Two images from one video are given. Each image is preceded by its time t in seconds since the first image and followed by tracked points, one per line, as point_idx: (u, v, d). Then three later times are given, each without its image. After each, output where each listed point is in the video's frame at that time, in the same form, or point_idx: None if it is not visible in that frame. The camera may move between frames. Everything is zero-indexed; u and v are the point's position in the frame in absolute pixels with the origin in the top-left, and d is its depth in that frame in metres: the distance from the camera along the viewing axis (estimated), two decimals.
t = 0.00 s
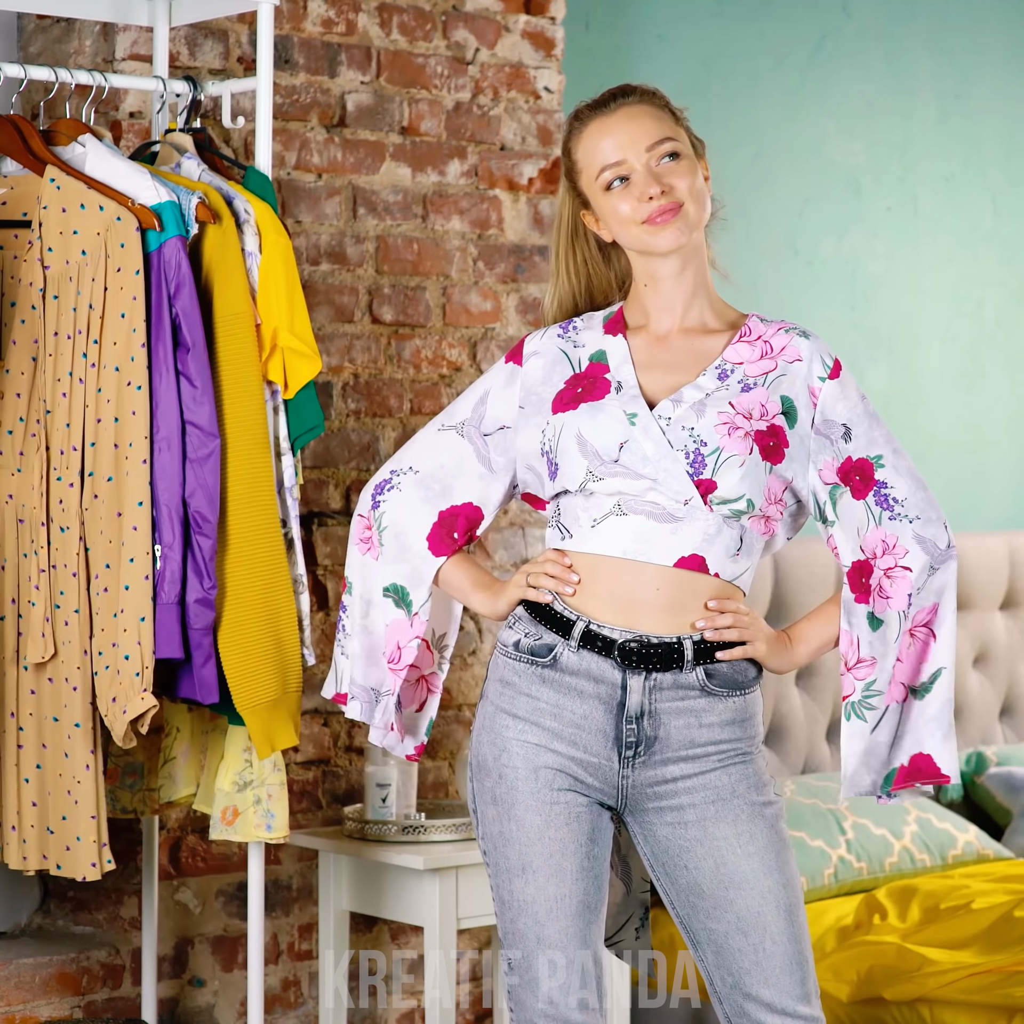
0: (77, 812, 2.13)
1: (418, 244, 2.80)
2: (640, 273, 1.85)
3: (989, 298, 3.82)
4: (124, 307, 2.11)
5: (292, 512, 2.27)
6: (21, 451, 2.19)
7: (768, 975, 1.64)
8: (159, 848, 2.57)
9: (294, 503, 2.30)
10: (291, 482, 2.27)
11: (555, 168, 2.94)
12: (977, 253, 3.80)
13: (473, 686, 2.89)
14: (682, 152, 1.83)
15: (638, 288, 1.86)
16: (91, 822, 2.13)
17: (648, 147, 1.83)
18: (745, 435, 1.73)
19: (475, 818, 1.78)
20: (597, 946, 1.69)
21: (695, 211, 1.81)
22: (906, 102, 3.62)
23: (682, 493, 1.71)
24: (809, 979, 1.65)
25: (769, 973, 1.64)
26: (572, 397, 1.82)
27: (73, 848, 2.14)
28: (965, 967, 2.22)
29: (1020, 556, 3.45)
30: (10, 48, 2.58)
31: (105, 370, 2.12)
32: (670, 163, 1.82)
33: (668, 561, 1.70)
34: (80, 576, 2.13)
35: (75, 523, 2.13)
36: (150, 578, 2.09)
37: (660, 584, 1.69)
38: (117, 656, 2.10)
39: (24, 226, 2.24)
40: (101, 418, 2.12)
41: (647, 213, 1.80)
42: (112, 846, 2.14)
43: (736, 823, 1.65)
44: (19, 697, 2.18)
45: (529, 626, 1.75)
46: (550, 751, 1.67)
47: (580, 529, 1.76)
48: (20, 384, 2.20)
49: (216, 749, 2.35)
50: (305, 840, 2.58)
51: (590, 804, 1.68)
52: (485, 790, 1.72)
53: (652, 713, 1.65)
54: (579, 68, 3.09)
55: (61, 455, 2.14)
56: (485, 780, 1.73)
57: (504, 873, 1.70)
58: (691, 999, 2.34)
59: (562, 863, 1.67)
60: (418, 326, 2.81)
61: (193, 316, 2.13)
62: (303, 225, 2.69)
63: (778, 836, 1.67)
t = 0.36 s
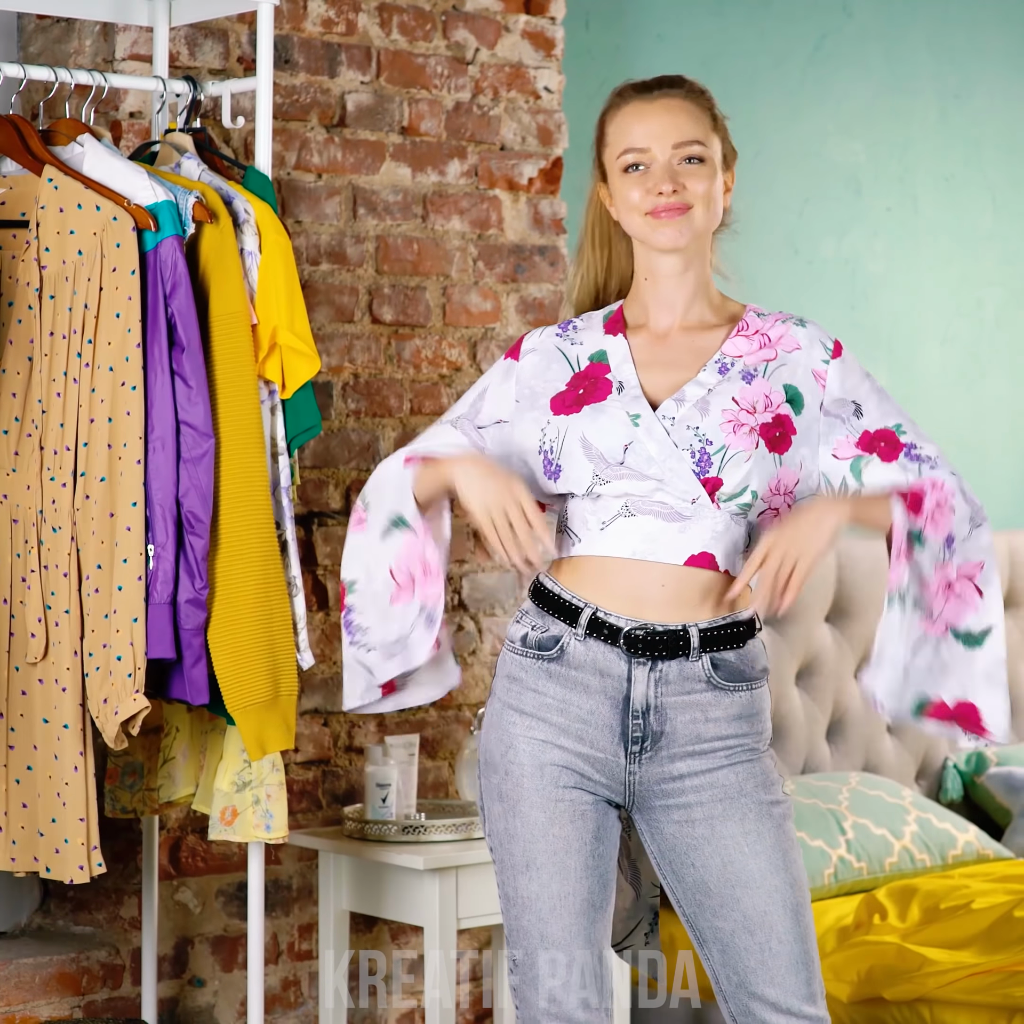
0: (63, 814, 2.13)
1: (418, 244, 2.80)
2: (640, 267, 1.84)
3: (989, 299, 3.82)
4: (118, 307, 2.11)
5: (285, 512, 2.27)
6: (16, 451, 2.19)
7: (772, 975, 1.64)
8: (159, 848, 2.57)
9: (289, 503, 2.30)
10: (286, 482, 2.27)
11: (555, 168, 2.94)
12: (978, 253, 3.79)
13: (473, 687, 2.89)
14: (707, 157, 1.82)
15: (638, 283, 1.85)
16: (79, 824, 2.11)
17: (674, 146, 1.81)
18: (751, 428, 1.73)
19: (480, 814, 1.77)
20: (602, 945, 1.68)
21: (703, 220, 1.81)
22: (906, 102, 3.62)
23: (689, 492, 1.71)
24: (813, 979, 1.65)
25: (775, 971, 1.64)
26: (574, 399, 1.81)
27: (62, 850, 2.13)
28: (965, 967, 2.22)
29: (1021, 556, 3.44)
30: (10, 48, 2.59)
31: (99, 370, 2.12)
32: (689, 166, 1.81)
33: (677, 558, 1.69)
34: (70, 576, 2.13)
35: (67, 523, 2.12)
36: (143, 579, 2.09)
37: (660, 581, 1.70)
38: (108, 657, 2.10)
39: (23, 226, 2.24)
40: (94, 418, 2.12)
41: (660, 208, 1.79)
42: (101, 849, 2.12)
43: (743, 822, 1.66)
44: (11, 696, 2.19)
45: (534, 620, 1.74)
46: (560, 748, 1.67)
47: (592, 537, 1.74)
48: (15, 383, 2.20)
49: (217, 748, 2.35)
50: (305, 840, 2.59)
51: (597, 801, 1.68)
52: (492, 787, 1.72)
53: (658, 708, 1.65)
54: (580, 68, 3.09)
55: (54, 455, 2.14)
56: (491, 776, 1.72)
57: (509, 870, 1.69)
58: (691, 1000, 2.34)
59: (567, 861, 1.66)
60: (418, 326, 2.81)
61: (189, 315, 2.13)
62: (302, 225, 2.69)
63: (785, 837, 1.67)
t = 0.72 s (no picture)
0: (68, 814, 2.13)
1: (418, 244, 2.80)
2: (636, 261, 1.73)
3: (989, 298, 3.82)
4: (121, 308, 2.11)
5: (286, 514, 2.27)
6: (19, 451, 2.19)
7: (790, 982, 1.56)
8: (159, 848, 2.57)
9: (289, 504, 2.30)
10: (286, 482, 2.27)
11: (555, 168, 2.95)
12: (977, 253, 3.80)
13: (473, 687, 2.89)
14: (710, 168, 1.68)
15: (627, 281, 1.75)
16: (85, 823, 2.11)
17: (678, 149, 1.66)
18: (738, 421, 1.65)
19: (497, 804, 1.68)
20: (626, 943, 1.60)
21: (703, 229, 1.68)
22: (906, 101, 3.62)
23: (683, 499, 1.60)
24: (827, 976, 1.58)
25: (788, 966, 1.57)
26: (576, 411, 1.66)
27: (66, 849, 2.13)
28: (973, 967, 2.22)
29: (1020, 556, 3.45)
30: (10, 48, 2.58)
31: (101, 370, 2.12)
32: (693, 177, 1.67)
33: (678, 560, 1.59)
34: (75, 576, 2.13)
35: (71, 522, 2.13)
36: (146, 578, 2.09)
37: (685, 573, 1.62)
38: (111, 656, 2.10)
39: (24, 226, 2.25)
40: (97, 418, 2.12)
41: (658, 215, 1.66)
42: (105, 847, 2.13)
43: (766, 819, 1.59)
44: (13, 696, 2.19)
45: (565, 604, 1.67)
46: (584, 736, 1.60)
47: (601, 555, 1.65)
48: (17, 384, 2.20)
49: (216, 748, 2.36)
50: (305, 840, 2.59)
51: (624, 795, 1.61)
52: (513, 783, 1.65)
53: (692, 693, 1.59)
54: (580, 68, 3.09)
55: (58, 455, 2.14)
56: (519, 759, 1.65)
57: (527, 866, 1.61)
58: (691, 1000, 2.33)
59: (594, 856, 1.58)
60: (418, 326, 2.81)
61: (191, 316, 2.13)
62: (303, 225, 2.69)
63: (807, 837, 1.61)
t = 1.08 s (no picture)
0: (67, 813, 2.13)
1: (418, 244, 2.80)
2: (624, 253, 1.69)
3: (989, 299, 3.82)
4: (121, 308, 2.11)
5: (286, 514, 2.27)
6: (19, 451, 2.19)
7: (792, 983, 1.57)
8: (159, 848, 2.57)
9: (289, 504, 2.30)
10: (286, 482, 2.27)
11: (555, 168, 2.95)
12: (978, 253, 3.79)
13: (473, 687, 2.89)
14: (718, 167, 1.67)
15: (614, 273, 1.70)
16: (85, 823, 2.11)
17: (691, 141, 1.65)
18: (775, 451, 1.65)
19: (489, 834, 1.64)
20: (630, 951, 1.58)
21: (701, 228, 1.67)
22: (906, 101, 3.62)
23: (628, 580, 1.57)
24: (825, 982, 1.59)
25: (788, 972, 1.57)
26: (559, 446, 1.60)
27: (66, 849, 2.13)
28: (972, 967, 2.22)
29: (1020, 556, 3.44)
30: (10, 48, 2.58)
31: (102, 370, 2.12)
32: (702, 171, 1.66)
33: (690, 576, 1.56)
34: (75, 576, 2.13)
35: (71, 523, 2.13)
36: (146, 578, 2.09)
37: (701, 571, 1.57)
38: (112, 656, 2.10)
39: (24, 227, 2.25)
40: (97, 418, 2.12)
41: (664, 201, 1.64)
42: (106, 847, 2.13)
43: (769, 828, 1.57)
44: (13, 696, 2.19)
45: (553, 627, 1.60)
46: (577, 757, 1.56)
47: (585, 571, 1.58)
48: (17, 384, 2.20)
49: (216, 748, 2.35)
50: (305, 840, 2.59)
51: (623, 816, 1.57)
52: (505, 808, 1.61)
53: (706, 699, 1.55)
54: (580, 68, 3.09)
55: (58, 455, 2.14)
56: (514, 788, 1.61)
57: (526, 888, 1.58)
58: (691, 999, 2.32)
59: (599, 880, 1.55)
60: (418, 326, 2.81)
61: (191, 316, 2.13)
62: (303, 225, 2.69)
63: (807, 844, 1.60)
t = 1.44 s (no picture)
0: (67, 813, 2.13)
1: (418, 244, 2.80)
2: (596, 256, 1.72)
3: (988, 299, 3.82)
4: (121, 307, 2.11)
5: (286, 513, 2.27)
6: (19, 451, 2.19)
7: (792, 981, 1.57)
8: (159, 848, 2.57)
9: (290, 504, 2.30)
10: (286, 482, 2.27)
11: (555, 168, 2.95)
12: (977, 253, 3.80)
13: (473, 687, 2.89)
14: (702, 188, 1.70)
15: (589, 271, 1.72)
16: (85, 823, 2.11)
17: (686, 158, 1.67)
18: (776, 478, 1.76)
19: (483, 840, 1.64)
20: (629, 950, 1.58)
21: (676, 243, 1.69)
22: (905, 101, 3.62)
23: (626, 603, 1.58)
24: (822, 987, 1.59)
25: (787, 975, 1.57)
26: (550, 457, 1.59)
27: (66, 849, 2.13)
28: (972, 967, 2.23)
29: (1020, 556, 3.45)
30: (10, 48, 2.58)
31: (102, 370, 2.12)
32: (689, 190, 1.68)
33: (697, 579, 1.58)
34: (75, 576, 2.13)
35: (71, 523, 2.13)
36: (146, 578, 2.09)
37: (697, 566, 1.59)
38: (112, 657, 2.10)
39: (24, 226, 2.25)
40: (97, 418, 2.12)
41: (653, 215, 1.66)
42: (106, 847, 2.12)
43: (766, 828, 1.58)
44: (13, 696, 2.19)
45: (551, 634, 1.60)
46: (577, 764, 1.57)
47: (583, 577, 1.59)
48: (17, 383, 2.20)
49: (216, 748, 2.35)
50: (305, 840, 2.59)
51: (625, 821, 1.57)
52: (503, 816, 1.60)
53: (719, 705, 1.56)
54: (580, 68, 3.09)
55: (58, 455, 2.14)
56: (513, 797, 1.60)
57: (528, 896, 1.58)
58: (691, 999, 2.33)
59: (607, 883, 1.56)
60: (418, 326, 2.81)
61: (191, 316, 2.13)
62: (303, 225, 2.69)
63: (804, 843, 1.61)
